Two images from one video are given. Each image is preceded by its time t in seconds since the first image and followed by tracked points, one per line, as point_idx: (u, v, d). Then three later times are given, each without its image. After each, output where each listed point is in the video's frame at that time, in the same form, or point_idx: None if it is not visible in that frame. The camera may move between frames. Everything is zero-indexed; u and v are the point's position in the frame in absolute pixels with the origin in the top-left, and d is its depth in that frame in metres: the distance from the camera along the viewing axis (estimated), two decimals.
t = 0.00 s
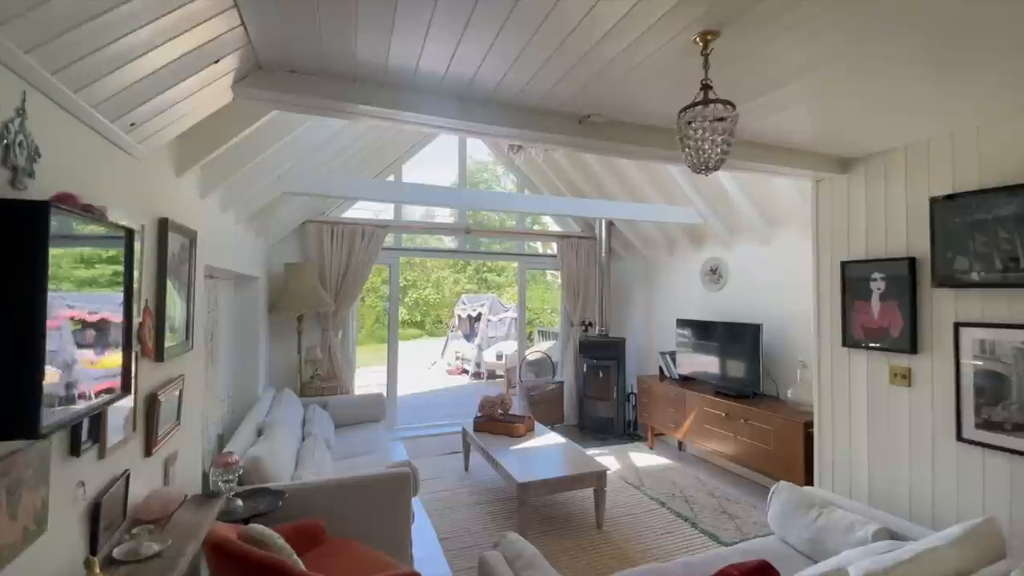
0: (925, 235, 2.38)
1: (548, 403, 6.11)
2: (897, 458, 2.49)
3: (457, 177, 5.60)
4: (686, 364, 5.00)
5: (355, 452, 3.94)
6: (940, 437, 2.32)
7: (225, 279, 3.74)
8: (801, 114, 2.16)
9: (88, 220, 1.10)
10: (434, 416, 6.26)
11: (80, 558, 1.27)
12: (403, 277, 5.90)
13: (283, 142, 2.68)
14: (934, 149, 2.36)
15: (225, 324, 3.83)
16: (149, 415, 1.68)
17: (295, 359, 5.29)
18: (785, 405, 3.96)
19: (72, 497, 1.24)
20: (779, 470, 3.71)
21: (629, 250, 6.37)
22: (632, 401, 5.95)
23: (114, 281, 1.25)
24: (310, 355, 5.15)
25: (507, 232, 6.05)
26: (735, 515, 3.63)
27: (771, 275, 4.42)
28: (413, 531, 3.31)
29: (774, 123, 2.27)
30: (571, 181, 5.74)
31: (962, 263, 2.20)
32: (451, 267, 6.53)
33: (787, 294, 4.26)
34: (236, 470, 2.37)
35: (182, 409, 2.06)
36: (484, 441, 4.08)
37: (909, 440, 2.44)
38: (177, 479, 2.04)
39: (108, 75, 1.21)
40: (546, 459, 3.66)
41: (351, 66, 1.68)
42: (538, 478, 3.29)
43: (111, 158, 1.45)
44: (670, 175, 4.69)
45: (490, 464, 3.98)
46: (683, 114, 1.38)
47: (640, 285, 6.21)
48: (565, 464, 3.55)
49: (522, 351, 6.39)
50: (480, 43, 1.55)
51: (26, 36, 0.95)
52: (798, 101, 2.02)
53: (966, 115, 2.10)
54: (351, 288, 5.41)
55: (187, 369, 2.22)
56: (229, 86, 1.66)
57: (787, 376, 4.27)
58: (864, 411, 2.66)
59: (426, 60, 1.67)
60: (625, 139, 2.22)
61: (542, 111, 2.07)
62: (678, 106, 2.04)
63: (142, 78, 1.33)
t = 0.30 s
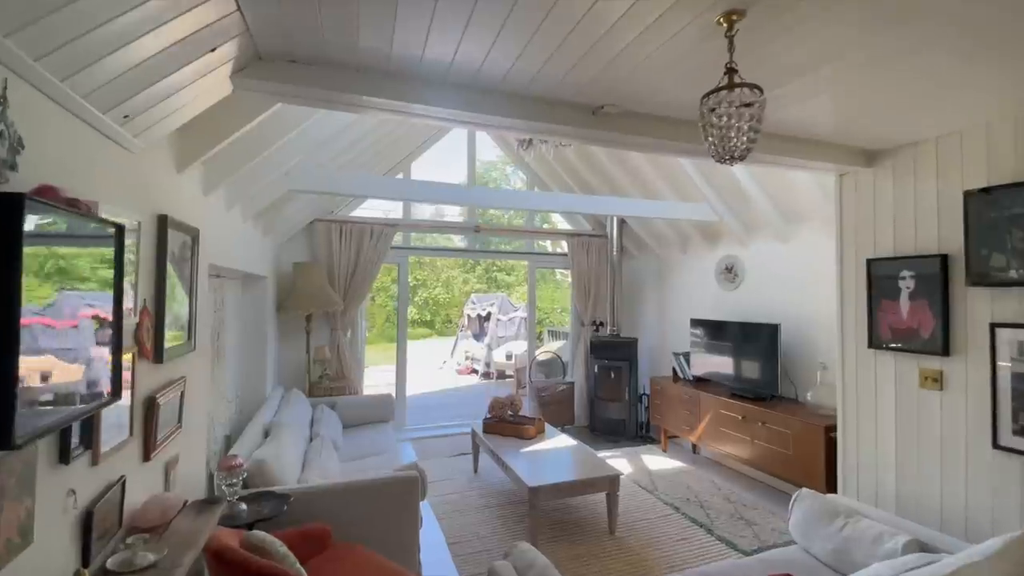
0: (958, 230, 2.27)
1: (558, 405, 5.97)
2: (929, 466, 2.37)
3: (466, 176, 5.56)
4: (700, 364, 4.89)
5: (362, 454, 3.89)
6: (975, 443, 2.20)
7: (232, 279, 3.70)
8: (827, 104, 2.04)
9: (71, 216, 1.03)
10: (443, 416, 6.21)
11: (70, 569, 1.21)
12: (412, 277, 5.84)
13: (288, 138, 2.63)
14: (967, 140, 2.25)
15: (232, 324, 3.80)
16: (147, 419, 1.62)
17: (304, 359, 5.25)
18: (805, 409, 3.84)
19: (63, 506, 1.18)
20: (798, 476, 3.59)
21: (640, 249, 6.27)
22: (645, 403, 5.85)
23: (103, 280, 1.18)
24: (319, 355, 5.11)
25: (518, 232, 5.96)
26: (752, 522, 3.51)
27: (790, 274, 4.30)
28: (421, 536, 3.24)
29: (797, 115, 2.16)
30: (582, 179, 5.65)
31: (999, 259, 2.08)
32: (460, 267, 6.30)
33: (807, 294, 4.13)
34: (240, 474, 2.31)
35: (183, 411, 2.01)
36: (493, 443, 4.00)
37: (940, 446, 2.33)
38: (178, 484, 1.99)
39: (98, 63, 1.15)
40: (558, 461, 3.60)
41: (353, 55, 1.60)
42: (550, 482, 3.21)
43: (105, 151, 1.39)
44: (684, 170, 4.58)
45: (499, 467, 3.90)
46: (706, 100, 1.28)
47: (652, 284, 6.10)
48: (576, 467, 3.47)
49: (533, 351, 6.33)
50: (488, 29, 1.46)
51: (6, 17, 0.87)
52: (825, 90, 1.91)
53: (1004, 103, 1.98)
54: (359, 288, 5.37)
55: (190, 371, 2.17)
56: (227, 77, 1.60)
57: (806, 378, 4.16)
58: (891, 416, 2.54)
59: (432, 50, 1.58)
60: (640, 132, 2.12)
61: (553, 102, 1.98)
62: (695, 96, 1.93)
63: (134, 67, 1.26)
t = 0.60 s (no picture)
0: (1004, 222, 2.10)
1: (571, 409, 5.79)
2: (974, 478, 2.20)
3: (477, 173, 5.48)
4: (719, 366, 4.73)
5: (370, 456, 3.80)
6: None
7: (238, 278, 3.64)
8: (863, 87, 1.89)
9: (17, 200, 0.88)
10: (454, 418, 6.11)
11: None
12: (422, 276, 5.75)
13: (291, 131, 2.54)
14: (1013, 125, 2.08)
15: (238, 324, 3.74)
16: (136, 423, 1.54)
17: (313, 359, 5.20)
18: (831, 414, 3.66)
19: (35, 518, 1.08)
20: (825, 484, 3.42)
21: (656, 247, 6.11)
22: (661, 406, 5.68)
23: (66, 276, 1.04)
24: (328, 355, 5.05)
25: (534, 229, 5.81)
26: (776, 532, 3.35)
27: (814, 271, 4.12)
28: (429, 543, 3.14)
29: (830, 99, 2.01)
30: (595, 175, 5.50)
31: None
32: (474, 267, 6.20)
33: (833, 293, 3.95)
34: (240, 479, 2.25)
35: (178, 415, 1.93)
36: (504, 447, 3.89)
37: (985, 457, 2.15)
38: (174, 490, 1.91)
39: (70, 38, 1.00)
40: (571, 465, 3.48)
41: (352, 38, 1.49)
42: (563, 488, 3.08)
43: (83, 139, 1.25)
44: (702, 164, 4.41)
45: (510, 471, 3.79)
46: (735, 75, 1.16)
47: (668, 282, 5.94)
48: (590, 473, 3.34)
49: (545, 351, 6.21)
50: (493, 5, 1.33)
51: None
52: (862, 71, 1.76)
53: None
54: (368, 287, 5.30)
55: (187, 373, 2.09)
56: (216, 60, 1.46)
57: (831, 382, 3.98)
58: (930, 423, 2.37)
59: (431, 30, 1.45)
60: (661, 117, 1.98)
61: (566, 88, 1.84)
62: (718, 79, 1.79)
63: (112, 45, 1.11)
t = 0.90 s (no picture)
0: None
1: (585, 411, 5.65)
2: None
3: (489, 168, 5.36)
4: (739, 368, 4.55)
5: (379, 459, 3.73)
6: None
7: (245, 277, 3.59)
8: (903, 67, 1.73)
9: None
10: (465, 419, 6.01)
11: None
12: (432, 275, 5.65)
13: (292, 124, 2.46)
14: None
15: (245, 324, 3.69)
16: (124, 426, 1.48)
17: (323, 359, 5.15)
18: (859, 419, 3.47)
19: (3, 533, 1.00)
20: (854, 494, 3.24)
21: (672, 245, 5.93)
22: (678, 408, 5.52)
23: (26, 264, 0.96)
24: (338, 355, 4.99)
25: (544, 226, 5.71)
26: (801, 543, 3.18)
27: (842, 269, 3.93)
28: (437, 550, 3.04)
29: (865, 81, 1.85)
30: (610, 171, 5.34)
31: None
32: (488, 266, 6.05)
33: (863, 292, 3.75)
34: (239, 484, 2.20)
35: (172, 418, 1.85)
36: (515, 450, 3.78)
37: None
38: (167, 497, 1.83)
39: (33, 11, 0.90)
40: (584, 471, 3.35)
41: (349, 20, 1.39)
42: (576, 495, 2.95)
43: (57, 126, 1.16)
44: (721, 158, 4.24)
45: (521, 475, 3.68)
46: (763, 46, 1.04)
47: (686, 281, 5.76)
48: (604, 478, 3.22)
49: (558, 351, 6.08)
50: None
51: None
52: (904, 49, 1.60)
53: None
54: (379, 287, 5.23)
55: (184, 374, 2.01)
56: (202, 44, 1.37)
57: (859, 385, 3.79)
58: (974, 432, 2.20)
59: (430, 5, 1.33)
60: (681, 103, 1.83)
61: (575, 71, 1.70)
62: (742, 57, 1.63)
63: (83, 23, 1.02)
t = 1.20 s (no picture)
0: None
1: (600, 411, 5.56)
2: None
3: (502, 167, 5.32)
4: (759, 368, 4.42)
5: (390, 458, 3.70)
6: None
7: (257, 275, 3.58)
8: (939, 48, 1.62)
9: None
10: (479, 418, 5.96)
11: None
12: (446, 274, 5.61)
13: (300, 118, 2.43)
14: None
15: (257, 321, 3.69)
16: (125, 424, 1.46)
17: (336, 357, 5.15)
18: (887, 422, 3.32)
19: None
20: (881, 500, 3.10)
21: (690, 242, 5.79)
22: (695, 409, 5.39)
23: (10, 254, 0.93)
24: (351, 353, 4.98)
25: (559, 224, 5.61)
26: (824, 550, 3.05)
27: (869, 266, 3.77)
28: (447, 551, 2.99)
29: (897, 63, 1.74)
30: (625, 167, 5.23)
31: None
32: (503, 266, 6.01)
33: (891, 290, 3.60)
34: (247, 482, 2.16)
35: (177, 415, 1.83)
36: (527, 451, 3.71)
37: None
38: (172, 496, 1.81)
39: None
40: (599, 473, 3.27)
41: (351, 5, 1.34)
42: (589, 498, 2.87)
43: (46, 115, 1.13)
44: (741, 152, 4.11)
45: (534, 476, 3.61)
46: (788, 20, 1.04)
47: (704, 279, 5.63)
48: (619, 481, 3.13)
49: (572, 350, 5.99)
50: None
51: None
52: (940, 27, 1.50)
53: None
54: (392, 286, 5.21)
55: (190, 371, 1.99)
56: (200, 31, 1.33)
57: (887, 387, 3.64)
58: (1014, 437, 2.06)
59: None
60: (699, 89, 1.74)
61: (586, 56, 1.62)
62: (765, 38, 1.54)
63: (69, 7, 0.99)
